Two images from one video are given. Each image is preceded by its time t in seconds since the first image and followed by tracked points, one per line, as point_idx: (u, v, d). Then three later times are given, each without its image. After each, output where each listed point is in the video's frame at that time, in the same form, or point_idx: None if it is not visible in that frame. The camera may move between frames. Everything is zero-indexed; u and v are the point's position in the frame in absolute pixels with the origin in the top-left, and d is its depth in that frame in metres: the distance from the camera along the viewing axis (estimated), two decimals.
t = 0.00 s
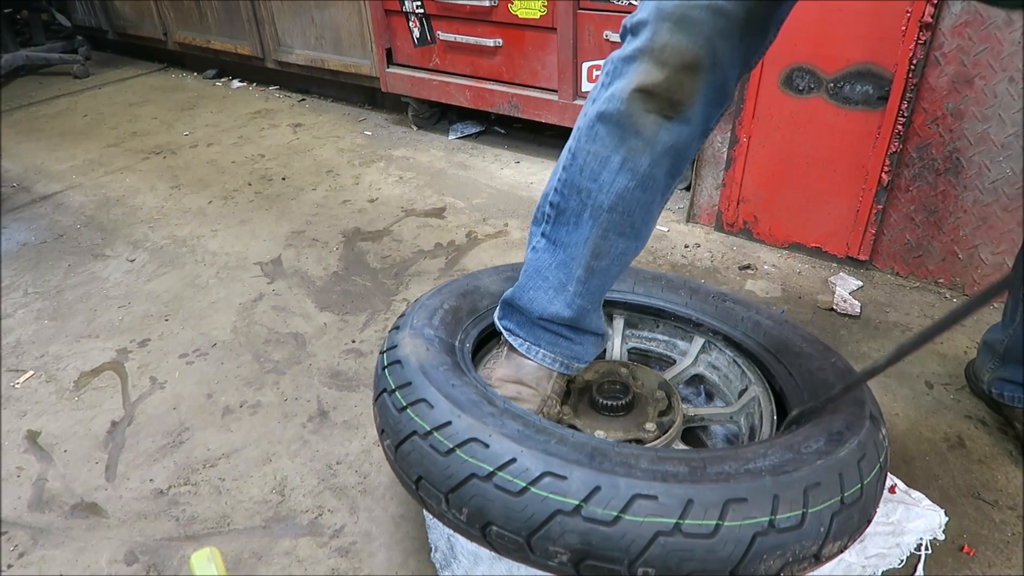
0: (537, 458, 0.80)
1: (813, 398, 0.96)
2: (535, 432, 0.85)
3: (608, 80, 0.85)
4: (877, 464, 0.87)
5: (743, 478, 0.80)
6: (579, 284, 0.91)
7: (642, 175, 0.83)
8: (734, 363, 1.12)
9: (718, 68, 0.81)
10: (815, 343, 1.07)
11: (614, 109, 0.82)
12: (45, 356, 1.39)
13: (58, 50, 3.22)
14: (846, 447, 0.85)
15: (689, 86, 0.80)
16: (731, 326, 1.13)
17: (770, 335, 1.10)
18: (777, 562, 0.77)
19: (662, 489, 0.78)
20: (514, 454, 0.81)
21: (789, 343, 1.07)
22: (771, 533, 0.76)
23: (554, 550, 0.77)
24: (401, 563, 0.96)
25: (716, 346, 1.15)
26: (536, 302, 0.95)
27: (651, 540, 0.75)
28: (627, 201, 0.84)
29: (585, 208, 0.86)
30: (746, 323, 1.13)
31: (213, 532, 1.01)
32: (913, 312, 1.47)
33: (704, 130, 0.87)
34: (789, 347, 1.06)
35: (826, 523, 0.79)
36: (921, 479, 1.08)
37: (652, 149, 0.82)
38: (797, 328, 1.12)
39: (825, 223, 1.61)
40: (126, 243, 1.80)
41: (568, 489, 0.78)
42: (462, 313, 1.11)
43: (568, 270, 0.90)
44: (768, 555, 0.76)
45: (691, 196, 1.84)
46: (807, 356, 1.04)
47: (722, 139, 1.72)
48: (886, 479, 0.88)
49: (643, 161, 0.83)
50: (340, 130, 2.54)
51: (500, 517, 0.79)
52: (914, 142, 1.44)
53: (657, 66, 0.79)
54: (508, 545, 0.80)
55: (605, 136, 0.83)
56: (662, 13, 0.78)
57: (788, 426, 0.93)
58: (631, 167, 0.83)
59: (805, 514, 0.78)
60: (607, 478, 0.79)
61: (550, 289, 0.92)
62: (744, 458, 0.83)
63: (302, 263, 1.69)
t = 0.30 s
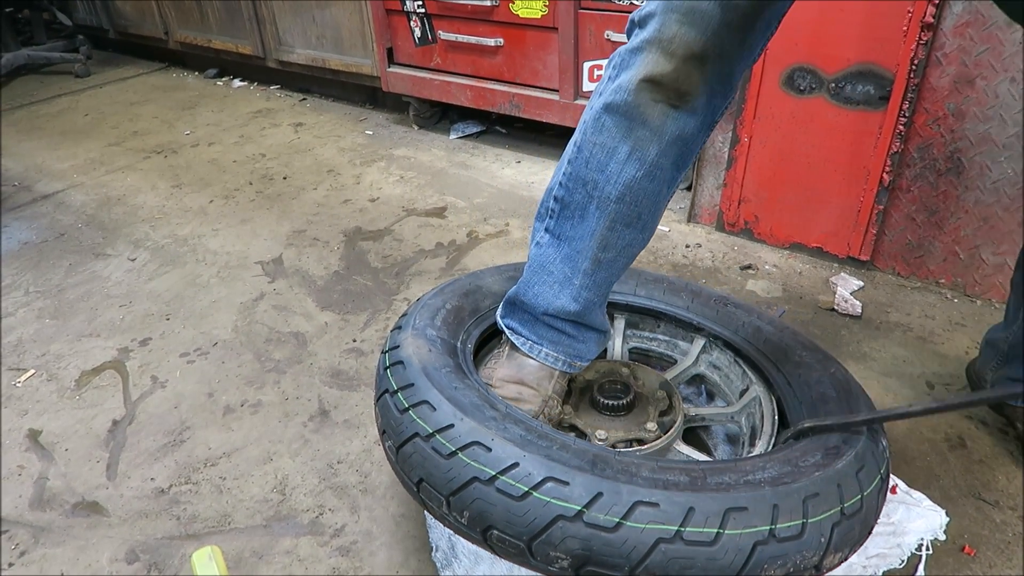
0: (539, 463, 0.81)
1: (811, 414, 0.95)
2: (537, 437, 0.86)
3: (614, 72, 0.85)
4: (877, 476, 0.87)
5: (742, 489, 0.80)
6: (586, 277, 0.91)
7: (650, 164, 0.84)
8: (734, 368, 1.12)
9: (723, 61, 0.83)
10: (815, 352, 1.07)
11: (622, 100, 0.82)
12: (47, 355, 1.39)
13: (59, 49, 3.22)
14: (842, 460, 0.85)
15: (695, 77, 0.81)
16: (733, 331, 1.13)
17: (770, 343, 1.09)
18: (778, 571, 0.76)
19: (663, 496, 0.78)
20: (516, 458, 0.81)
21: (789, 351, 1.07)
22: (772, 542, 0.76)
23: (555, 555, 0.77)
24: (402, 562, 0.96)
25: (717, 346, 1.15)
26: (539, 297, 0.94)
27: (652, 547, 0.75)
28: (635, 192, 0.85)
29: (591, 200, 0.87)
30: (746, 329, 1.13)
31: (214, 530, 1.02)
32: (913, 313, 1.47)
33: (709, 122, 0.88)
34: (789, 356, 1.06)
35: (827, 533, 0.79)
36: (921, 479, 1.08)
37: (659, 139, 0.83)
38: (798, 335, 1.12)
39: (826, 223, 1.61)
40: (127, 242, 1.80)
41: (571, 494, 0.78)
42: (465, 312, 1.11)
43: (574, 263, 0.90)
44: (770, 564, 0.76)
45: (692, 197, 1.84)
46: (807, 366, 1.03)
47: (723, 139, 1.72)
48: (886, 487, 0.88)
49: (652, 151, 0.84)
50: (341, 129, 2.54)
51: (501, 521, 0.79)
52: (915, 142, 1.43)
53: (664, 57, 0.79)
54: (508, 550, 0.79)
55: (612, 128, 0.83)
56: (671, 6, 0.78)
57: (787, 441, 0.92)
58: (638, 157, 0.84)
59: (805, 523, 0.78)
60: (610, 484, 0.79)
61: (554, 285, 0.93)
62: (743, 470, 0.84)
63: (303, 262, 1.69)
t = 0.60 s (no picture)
0: (541, 465, 0.81)
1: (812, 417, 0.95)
2: (539, 439, 0.86)
3: (615, 71, 0.85)
4: (878, 479, 0.86)
5: (744, 492, 0.80)
6: (589, 276, 0.91)
7: (652, 163, 0.84)
8: (735, 367, 1.12)
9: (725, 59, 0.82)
10: (816, 354, 1.07)
11: (624, 100, 0.82)
12: (47, 355, 1.39)
13: (60, 49, 3.22)
14: (842, 464, 0.85)
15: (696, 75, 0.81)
16: (734, 332, 1.13)
17: (771, 342, 1.09)
18: None
19: (664, 499, 0.78)
20: (518, 460, 0.81)
21: (791, 351, 1.07)
22: (772, 546, 0.76)
23: (556, 558, 0.77)
24: (403, 562, 0.97)
25: (718, 347, 1.15)
26: (543, 298, 0.95)
27: (653, 551, 0.75)
28: (636, 191, 0.85)
29: (594, 199, 0.87)
30: (748, 329, 1.13)
31: (214, 531, 1.02)
32: (914, 313, 1.47)
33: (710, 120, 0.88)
34: (789, 357, 1.06)
35: (827, 538, 0.79)
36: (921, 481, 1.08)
37: (661, 138, 0.83)
38: (800, 336, 1.11)
39: (827, 223, 1.61)
40: (127, 243, 1.81)
41: (572, 497, 0.78)
42: (466, 312, 1.11)
43: (577, 262, 0.90)
44: (771, 568, 0.76)
45: (693, 196, 1.84)
46: (807, 368, 1.03)
47: (724, 139, 1.72)
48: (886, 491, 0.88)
49: (653, 150, 0.84)
50: (341, 130, 2.54)
51: (502, 523, 0.79)
52: (916, 142, 1.43)
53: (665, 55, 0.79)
54: (509, 552, 0.79)
55: (614, 127, 0.83)
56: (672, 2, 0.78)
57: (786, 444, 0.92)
58: (641, 156, 0.83)
59: (806, 528, 0.78)
60: (611, 487, 0.79)
61: (557, 285, 0.93)
62: (744, 474, 0.84)
63: (303, 262, 1.69)
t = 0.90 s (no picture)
0: (542, 450, 0.80)
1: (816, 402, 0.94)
2: (540, 424, 0.84)
3: (619, 57, 0.84)
4: (882, 462, 0.85)
5: (747, 475, 0.79)
6: (591, 264, 0.90)
7: (653, 149, 0.83)
8: (739, 358, 1.12)
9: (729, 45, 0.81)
10: (820, 341, 1.06)
11: (625, 84, 0.81)
12: (48, 343, 1.39)
13: (61, 40, 3.21)
14: (847, 447, 0.84)
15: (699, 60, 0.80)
16: (737, 323, 1.12)
17: (774, 332, 1.09)
18: (783, 558, 0.76)
19: (666, 482, 0.77)
20: (519, 445, 0.80)
21: (794, 341, 1.06)
22: (776, 529, 0.75)
23: (558, 542, 0.76)
24: (404, 552, 0.96)
25: (722, 338, 1.14)
26: (544, 288, 0.94)
27: (657, 534, 0.74)
28: (637, 178, 0.84)
29: (595, 186, 0.86)
30: (751, 319, 1.12)
31: (215, 519, 1.01)
32: (918, 306, 1.46)
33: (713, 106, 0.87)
34: (793, 345, 1.05)
35: (832, 521, 0.78)
36: (926, 473, 1.07)
37: (662, 123, 0.82)
38: (803, 326, 1.10)
39: (831, 216, 1.60)
40: (128, 232, 1.80)
41: (574, 481, 0.77)
42: (467, 302, 1.10)
43: (580, 250, 0.89)
44: (775, 551, 0.75)
45: (697, 188, 1.83)
46: (811, 357, 1.02)
47: (728, 131, 1.70)
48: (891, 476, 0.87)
49: (654, 136, 0.83)
50: (343, 121, 2.53)
51: (504, 508, 0.78)
52: (922, 136, 1.42)
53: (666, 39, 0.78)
54: (511, 537, 0.79)
55: (617, 113, 0.83)
56: None
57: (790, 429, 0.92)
58: (643, 141, 0.83)
59: (810, 510, 0.77)
60: (613, 470, 0.78)
61: (560, 272, 0.91)
62: (747, 458, 0.83)
63: (304, 253, 1.68)
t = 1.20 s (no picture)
0: (558, 432, 0.79)
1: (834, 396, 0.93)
2: (555, 407, 0.84)
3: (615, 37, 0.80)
4: (898, 458, 0.85)
5: (764, 465, 0.78)
6: (595, 255, 0.89)
7: (651, 135, 0.79)
8: (754, 350, 1.11)
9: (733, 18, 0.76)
10: (837, 337, 1.05)
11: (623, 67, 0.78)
12: (58, 307, 1.39)
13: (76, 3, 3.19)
14: (865, 441, 0.84)
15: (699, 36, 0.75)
16: (754, 315, 1.12)
17: (791, 326, 1.08)
18: (797, 550, 0.76)
19: (683, 469, 0.76)
20: (535, 427, 0.80)
21: (811, 335, 1.05)
22: (792, 520, 0.75)
23: (572, 525, 0.76)
24: (411, 529, 0.96)
25: (737, 329, 1.13)
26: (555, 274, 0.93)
27: (672, 521, 0.74)
28: (638, 164, 0.81)
29: (598, 174, 0.84)
30: (768, 312, 1.11)
31: (223, 489, 1.01)
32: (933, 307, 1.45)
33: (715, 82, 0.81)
34: (810, 340, 1.04)
35: (847, 514, 0.78)
36: (937, 474, 1.07)
37: (661, 107, 0.78)
38: (821, 320, 1.10)
39: (850, 213, 1.59)
40: (140, 199, 1.79)
41: (590, 465, 0.77)
42: (483, 283, 1.09)
43: (585, 240, 0.89)
44: (789, 542, 0.75)
45: (715, 179, 1.82)
46: (828, 351, 1.02)
47: (748, 123, 1.68)
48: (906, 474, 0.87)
49: (652, 120, 0.79)
50: (358, 97, 2.51)
51: (518, 489, 0.78)
52: (947, 134, 1.41)
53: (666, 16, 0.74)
54: (524, 518, 0.79)
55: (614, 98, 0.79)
56: None
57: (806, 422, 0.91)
58: (639, 129, 0.79)
59: (826, 503, 0.77)
60: (629, 455, 0.77)
61: (568, 260, 0.91)
62: (764, 448, 0.82)
63: (317, 227, 1.67)
